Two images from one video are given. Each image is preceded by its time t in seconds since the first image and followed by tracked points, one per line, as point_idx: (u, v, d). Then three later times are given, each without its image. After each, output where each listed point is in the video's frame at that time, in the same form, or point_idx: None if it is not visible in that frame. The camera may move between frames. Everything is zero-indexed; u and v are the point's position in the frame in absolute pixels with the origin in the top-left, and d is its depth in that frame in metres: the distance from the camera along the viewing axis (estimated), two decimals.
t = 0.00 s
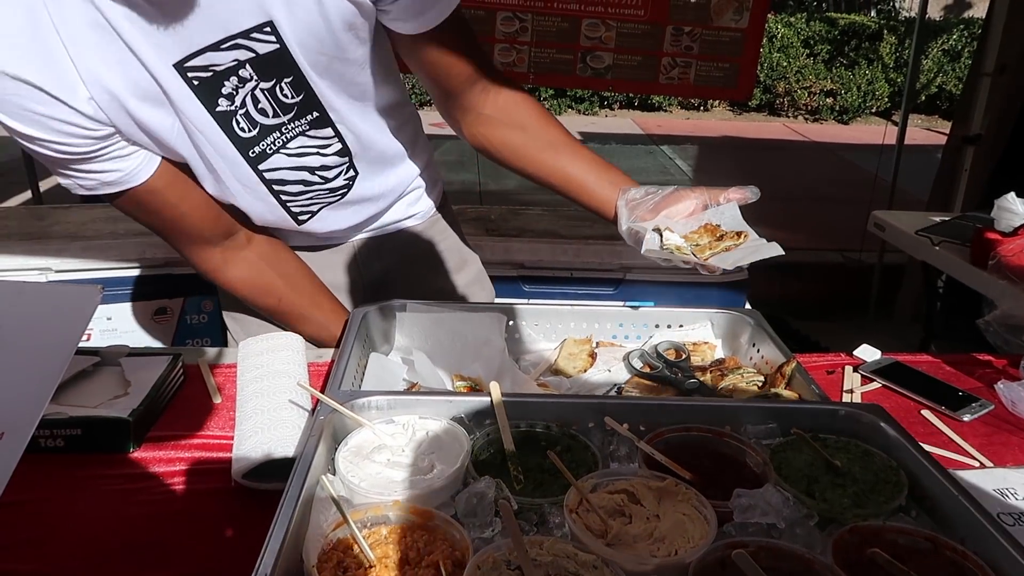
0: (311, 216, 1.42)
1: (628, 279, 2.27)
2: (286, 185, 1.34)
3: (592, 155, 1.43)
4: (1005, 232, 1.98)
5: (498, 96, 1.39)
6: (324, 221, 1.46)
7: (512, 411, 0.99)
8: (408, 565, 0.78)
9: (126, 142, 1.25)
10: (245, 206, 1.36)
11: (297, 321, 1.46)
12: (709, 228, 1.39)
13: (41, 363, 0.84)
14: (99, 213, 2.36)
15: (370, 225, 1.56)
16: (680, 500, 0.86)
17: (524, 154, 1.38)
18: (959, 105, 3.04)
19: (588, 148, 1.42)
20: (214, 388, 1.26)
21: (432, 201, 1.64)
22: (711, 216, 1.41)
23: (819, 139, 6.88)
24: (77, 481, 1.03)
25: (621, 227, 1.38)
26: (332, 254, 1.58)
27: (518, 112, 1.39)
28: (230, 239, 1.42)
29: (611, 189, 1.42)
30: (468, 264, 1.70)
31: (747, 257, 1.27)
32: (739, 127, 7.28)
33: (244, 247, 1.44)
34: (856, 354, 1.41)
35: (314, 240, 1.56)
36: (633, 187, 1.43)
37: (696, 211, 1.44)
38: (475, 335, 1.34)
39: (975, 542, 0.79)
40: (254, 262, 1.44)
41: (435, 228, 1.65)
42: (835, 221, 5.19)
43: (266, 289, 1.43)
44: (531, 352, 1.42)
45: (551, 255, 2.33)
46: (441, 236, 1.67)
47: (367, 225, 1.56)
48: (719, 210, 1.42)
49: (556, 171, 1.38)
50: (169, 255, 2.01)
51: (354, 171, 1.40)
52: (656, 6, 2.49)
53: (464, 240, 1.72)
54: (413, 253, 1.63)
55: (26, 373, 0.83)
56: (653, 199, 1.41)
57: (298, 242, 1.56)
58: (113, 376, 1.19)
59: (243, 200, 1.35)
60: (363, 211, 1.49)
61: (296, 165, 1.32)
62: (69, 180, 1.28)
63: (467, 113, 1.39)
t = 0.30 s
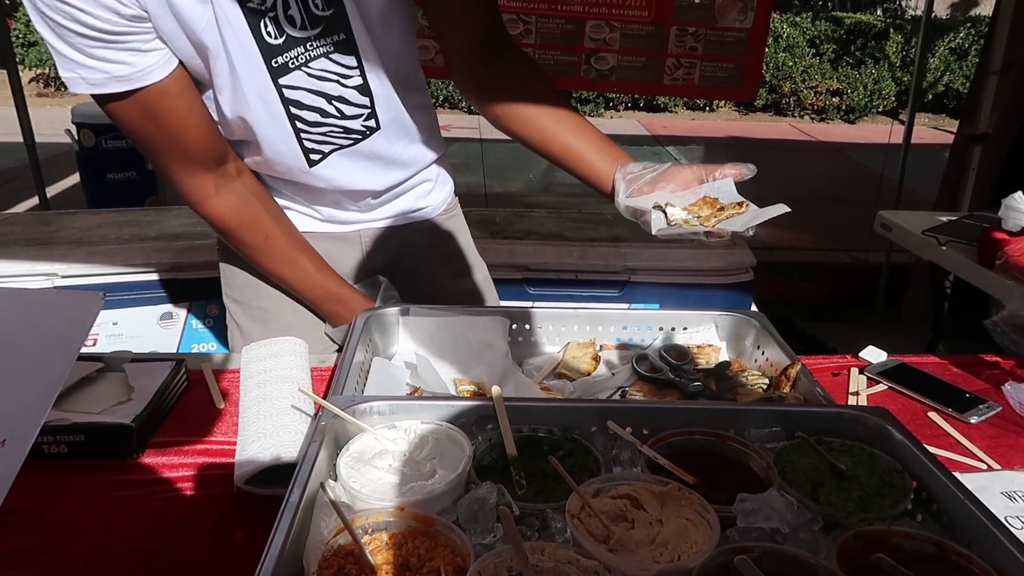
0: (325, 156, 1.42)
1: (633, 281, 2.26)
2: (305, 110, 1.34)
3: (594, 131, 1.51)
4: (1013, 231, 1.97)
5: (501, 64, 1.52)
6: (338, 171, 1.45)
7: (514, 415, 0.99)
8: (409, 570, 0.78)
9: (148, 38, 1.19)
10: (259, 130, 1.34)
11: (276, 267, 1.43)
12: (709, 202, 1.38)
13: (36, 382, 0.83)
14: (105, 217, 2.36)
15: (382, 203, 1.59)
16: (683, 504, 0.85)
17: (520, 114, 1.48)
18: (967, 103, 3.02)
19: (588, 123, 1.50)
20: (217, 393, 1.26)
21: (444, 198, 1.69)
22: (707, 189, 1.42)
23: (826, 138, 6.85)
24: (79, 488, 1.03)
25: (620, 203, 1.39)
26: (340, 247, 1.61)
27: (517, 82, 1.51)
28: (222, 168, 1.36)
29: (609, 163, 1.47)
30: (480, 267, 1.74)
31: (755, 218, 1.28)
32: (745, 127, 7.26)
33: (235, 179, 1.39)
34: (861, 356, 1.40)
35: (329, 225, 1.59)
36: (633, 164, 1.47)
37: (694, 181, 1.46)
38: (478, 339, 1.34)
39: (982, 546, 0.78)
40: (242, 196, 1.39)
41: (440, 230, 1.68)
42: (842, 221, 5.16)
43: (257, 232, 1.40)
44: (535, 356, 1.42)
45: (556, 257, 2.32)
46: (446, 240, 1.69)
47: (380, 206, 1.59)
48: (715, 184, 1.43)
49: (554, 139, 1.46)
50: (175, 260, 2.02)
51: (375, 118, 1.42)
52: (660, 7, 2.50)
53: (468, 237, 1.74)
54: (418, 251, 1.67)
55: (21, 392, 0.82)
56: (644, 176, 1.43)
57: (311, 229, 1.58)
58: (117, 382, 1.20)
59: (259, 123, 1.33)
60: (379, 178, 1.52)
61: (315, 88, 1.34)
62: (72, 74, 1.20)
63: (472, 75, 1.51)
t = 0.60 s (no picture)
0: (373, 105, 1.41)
1: (638, 282, 2.25)
2: (365, 52, 1.39)
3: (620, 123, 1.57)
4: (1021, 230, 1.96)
5: (533, 56, 1.60)
6: (382, 128, 1.43)
7: (516, 419, 0.99)
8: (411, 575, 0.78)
9: None
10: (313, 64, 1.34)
11: (255, 191, 1.37)
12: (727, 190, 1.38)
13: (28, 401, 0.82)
14: (112, 222, 2.37)
15: (423, 194, 1.55)
16: (686, 506, 0.85)
17: (544, 100, 1.58)
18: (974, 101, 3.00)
19: (616, 116, 1.57)
20: (220, 398, 1.27)
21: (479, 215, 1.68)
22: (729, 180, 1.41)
23: (833, 138, 6.83)
24: (83, 493, 1.03)
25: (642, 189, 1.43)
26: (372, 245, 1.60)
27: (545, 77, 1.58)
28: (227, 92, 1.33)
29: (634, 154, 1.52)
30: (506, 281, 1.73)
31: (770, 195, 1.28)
32: (751, 127, 7.24)
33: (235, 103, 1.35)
34: (867, 356, 1.39)
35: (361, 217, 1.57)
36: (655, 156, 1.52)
37: (719, 171, 1.47)
38: (482, 341, 1.34)
39: (988, 549, 0.77)
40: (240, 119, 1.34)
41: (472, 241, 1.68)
42: (850, 221, 5.14)
43: (254, 157, 1.35)
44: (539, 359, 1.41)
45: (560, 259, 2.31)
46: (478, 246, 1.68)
47: (420, 198, 1.56)
48: (737, 178, 1.41)
49: (575, 124, 1.54)
50: (181, 264, 2.04)
51: (425, 82, 1.45)
52: (663, 7, 2.49)
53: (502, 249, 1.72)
54: (444, 258, 1.67)
55: (14, 414, 0.82)
56: (665, 169, 1.45)
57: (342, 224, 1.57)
58: (122, 387, 1.20)
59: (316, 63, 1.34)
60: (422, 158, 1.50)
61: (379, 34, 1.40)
62: None
63: (507, 65, 1.63)
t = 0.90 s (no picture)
0: (465, 77, 1.35)
1: (641, 283, 2.24)
2: (460, 21, 1.33)
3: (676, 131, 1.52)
4: None
5: (603, 58, 1.55)
6: (472, 103, 1.37)
7: (518, 419, 0.99)
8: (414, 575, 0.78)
9: None
10: (409, 31, 1.30)
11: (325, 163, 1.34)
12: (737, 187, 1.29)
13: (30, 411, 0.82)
14: (114, 226, 2.38)
15: (505, 185, 1.46)
16: (688, 505, 0.85)
17: (611, 108, 1.55)
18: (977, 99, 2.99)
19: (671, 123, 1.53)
20: (224, 400, 1.28)
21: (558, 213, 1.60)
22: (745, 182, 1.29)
23: (835, 137, 6.82)
24: (87, 495, 1.04)
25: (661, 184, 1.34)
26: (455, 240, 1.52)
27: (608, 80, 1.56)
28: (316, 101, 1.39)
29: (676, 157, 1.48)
30: (573, 286, 1.65)
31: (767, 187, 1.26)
32: (753, 127, 7.24)
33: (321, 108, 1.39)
34: (870, 355, 1.39)
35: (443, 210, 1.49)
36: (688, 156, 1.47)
37: (741, 176, 1.33)
38: (485, 341, 1.34)
39: (991, 546, 0.78)
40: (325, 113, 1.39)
41: (549, 243, 1.59)
42: (853, 220, 5.13)
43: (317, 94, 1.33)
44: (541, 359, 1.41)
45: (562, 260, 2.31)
46: (554, 248, 1.60)
47: (502, 189, 1.47)
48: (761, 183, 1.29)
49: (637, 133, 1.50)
50: (185, 267, 2.05)
51: (516, 59, 1.38)
52: (665, 8, 2.49)
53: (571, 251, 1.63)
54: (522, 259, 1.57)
55: (17, 416, 0.82)
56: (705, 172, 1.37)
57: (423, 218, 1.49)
58: (125, 389, 1.21)
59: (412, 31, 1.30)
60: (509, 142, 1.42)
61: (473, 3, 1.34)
62: None
63: (577, 65, 1.59)
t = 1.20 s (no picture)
0: (524, 64, 1.33)
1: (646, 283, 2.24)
2: (515, 8, 1.32)
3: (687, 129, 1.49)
4: None
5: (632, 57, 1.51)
6: (530, 91, 1.36)
7: (527, 419, 1.00)
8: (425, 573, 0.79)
9: None
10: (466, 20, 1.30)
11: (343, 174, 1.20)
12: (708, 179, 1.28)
13: (38, 419, 0.83)
14: (119, 227, 2.39)
15: (563, 177, 1.43)
16: (697, 504, 0.85)
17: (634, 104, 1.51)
18: (981, 100, 2.99)
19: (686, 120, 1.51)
20: (232, 400, 1.28)
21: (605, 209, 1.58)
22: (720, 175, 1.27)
23: (837, 138, 6.82)
24: (98, 495, 1.04)
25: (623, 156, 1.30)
26: (510, 239, 1.49)
27: (635, 82, 1.51)
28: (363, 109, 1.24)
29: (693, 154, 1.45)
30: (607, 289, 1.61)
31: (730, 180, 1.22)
32: (756, 129, 7.24)
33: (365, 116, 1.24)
34: (876, 356, 1.39)
35: (498, 211, 1.46)
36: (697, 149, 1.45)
37: (727, 167, 1.32)
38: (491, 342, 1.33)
39: (998, 544, 0.78)
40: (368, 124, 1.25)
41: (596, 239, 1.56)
42: (856, 221, 5.13)
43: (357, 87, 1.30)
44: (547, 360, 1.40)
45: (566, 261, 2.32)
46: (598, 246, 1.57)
47: (560, 182, 1.44)
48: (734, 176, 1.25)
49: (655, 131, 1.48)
50: (190, 268, 2.06)
51: (566, 45, 1.36)
52: (669, 10, 2.50)
53: (610, 254, 1.61)
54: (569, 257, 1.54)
55: (29, 414, 0.83)
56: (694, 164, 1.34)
57: (480, 220, 1.46)
58: (135, 390, 1.22)
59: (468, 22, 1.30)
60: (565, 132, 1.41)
61: None
62: None
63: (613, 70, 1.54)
